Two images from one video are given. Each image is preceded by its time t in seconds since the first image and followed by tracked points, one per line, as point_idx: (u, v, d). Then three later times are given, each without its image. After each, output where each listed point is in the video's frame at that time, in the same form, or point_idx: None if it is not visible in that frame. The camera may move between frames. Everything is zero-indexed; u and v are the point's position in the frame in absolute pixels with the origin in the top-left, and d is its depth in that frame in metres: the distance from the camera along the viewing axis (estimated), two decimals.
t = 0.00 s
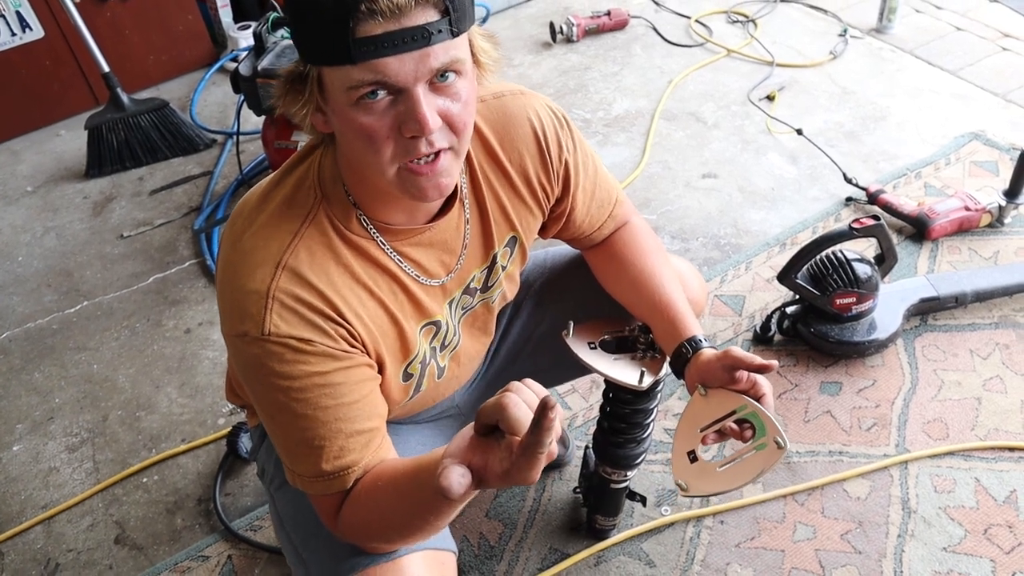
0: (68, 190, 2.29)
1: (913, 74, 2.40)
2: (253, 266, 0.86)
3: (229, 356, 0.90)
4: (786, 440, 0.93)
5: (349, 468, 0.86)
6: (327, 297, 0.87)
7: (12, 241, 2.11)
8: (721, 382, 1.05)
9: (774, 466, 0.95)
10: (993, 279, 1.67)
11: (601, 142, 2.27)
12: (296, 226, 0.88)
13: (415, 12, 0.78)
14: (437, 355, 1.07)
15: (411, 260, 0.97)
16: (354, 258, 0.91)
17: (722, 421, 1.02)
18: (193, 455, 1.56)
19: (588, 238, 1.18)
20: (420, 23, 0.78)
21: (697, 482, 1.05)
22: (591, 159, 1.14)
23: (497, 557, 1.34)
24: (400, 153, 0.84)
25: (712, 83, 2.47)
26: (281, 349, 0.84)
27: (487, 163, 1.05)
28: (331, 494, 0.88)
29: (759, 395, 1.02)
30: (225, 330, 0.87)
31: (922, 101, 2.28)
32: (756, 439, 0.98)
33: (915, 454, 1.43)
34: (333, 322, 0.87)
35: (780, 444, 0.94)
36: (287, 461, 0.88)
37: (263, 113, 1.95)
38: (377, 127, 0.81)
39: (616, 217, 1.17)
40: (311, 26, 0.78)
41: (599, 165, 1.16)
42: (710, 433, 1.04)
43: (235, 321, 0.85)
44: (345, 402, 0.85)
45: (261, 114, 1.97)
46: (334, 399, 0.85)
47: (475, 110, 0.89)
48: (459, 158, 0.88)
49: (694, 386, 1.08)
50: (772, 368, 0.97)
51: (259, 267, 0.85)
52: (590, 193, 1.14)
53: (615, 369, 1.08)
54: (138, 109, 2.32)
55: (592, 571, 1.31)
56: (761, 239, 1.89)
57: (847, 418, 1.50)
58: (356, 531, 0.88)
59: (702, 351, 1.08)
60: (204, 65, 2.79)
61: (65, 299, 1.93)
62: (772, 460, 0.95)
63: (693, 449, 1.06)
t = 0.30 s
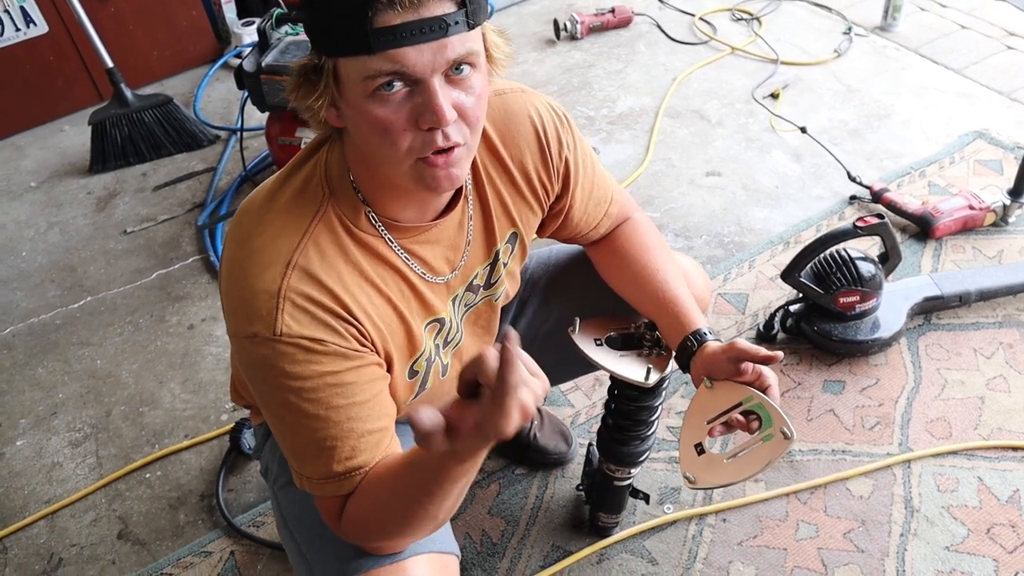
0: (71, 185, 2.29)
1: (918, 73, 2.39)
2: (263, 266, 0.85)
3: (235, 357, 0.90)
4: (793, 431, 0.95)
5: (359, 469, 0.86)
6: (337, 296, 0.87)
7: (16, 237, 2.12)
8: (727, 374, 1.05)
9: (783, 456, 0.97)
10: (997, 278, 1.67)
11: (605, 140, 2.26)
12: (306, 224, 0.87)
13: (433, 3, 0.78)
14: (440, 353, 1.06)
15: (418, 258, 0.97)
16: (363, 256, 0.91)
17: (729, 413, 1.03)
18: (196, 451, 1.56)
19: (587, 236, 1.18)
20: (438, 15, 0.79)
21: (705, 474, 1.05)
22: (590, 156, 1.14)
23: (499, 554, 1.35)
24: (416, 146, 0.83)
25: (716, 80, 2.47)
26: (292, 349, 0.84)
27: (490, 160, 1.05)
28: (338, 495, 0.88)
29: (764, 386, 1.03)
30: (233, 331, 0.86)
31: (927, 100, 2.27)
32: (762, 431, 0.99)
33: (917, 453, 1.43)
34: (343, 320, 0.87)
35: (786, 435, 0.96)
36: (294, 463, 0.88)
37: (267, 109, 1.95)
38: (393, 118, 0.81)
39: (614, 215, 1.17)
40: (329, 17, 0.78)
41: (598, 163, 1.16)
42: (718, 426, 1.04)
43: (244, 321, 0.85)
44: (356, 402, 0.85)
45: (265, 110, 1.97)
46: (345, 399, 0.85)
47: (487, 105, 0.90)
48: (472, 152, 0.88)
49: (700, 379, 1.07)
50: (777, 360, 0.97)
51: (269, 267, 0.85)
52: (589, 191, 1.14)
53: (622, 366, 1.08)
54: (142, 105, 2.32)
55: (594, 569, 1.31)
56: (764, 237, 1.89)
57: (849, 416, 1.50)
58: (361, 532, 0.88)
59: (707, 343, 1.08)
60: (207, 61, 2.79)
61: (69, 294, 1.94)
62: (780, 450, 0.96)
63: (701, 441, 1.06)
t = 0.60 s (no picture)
0: (71, 185, 2.29)
1: (918, 69, 2.39)
2: (273, 275, 0.85)
3: (244, 365, 0.90)
4: (784, 442, 0.93)
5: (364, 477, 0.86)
6: (346, 307, 0.87)
7: (16, 237, 2.12)
8: (724, 382, 1.04)
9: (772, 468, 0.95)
10: (997, 275, 1.67)
11: (605, 137, 2.26)
12: (315, 232, 0.87)
13: (436, 20, 0.78)
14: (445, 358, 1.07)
15: (426, 264, 0.97)
16: (372, 264, 0.91)
17: (722, 421, 1.01)
18: (196, 450, 1.56)
19: (588, 233, 1.18)
20: (442, 31, 0.78)
21: (694, 482, 1.05)
22: (590, 156, 1.14)
23: (500, 552, 1.35)
24: (423, 162, 0.83)
25: (716, 78, 2.47)
26: (303, 360, 0.84)
27: (492, 163, 1.05)
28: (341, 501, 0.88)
29: (760, 396, 1.01)
30: (242, 340, 0.86)
31: (927, 97, 2.27)
32: (754, 441, 0.97)
33: (918, 449, 1.43)
34: (352, 330, 0.87)
35: (777, 447, 0.94)
36: (302, 470, 0.88)
37: (266, 108, 1.95)
38: (400, 136, 0.81)
39: (615, 212, 1.17)
40: (332, 37, 0.78)
41: (598, 161, 1.16)
42: (709, 434, 1.02)
43: (254, 332, 0.85)
44: (365, 412, 0.86)
45: (264, 109, 1.97)
46: (354, 410, 0.85)
47: (494, 114, 0.89)
48: (480, 165, 0.89)
49: (696, 386, 1.07)
50: (773, 369, 0.96)
51: (280, 276, 0.85)
52: (588, 189, 1.13)
53: (620, 367, 1.08)
54: (142, 105, 2.32)
55: (594, 566, 1.31)
56: (764, 234, 1.89)
57: (850, 413, 1.50)
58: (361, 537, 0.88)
59: (705, 351, 1.08)
60: (207, 61, 2.79)
61: (69, 294, 1.94)
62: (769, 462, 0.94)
63: (693, 448, 1.05)
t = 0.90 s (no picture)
0: (71, 185, 2.29)
1: (918, 67, 2.39)
2: (270, 278, 0.85)
3: (241, 367, 0.90)
4: (790, 446, 0.95)
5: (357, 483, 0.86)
6: (343, 311, 0.87)
7: (16, 237, 2.12)
8: (730, 385, 1.05)
9: (778, 471, 0.98)
10: (997, 272, 1.67)
11: (604, 136, 2.27)
12: (314, 236, 0.87)
13: (449, 23, 0.78)
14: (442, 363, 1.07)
15: (426, 270, 0.97)
16: (370, 268, 0.91)
17: (729, 425, 1.03)
18: (197, 449, 1.57)
19: (596, 238, 1.18)
20: (455, 34, 0.78)
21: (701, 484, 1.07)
22: (597, 162, 1.13)
23: (500, 550, 1.35)
24: (436, 167, 0.83)
25: (716, 76, 2.46)
26: (299, 364, 0.84)
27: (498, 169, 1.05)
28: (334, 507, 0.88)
29: (767, 399, 1.03)
30: (240, 342, 0.87)
31: (927, 94, 2.27)
32: (761, 444, 1.00)
33: (918, 447, 1.43)
34: (349, 336, 0.87)
35: (783, 451, 0.96)
36: (296, 473, 0.88)
37: (266, 108, 1.95)
38: (413, 142, 0.81)
39: (622, 216, 1.17)
40: (344, 44, 0.77)
41: (605, 167, 1.16)
42: (716, 437, 1.05)
43: (252, 334, 0.85)
44: (360, 418, 0.86)
45: (265, 109, 1.97)
46: (349, 415, 0.85)
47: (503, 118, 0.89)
48: (494, 168, 0.89)
49: (703, 389, 1.07)
50: (780, 373, 0.98)
51: (277, 279, 0.85)
52: (596, 196, 1.13)
53: (625, 367, 1.08)
54: (142, 105, 2.32)
55: (595, 564, 1.31)
56: (764, 232, 1.89)
57: (850, 411, 1.50)
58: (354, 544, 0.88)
59: (712, 353, 1.07)
60: (206, 61, 2.79)
61: (69, 294, 1.94)
62: (775, 465, 0.97)
63: (699, 451, 1.07)
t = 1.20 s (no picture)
0: (71, 182, 2.29)
1: (918, 67, 2.39)
2: (271, 281, 0.85)
3: (241, 368, 0.90)
4: (799, 446, 0.95)
5: (355, 489, 0.86)
6: (345, 314, 0.87)
7: (16, 233, 2.12)
8: (736, 384, 1.05)
9: (786, 471, 0.98)
10: (997, 272, 1.67)
11: (604, 135, 2.26)
12: (315, 240, 0.87)
13: (451, 21, 0.78)
14: (441, 366, 1.07)
15: (428, 274, 0.97)
16: (372, 272, 0.91)
17: (736, 425, 1.03)
18: (196, 446, 1.57)
19: (601, 240, 1.18)
20: (457, 31, 0.78)
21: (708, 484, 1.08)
22: (604, 167, 1.13)
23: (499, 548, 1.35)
24: (438, 166, 0.83)
25: (716, 75, 2.46)
26: (299, 368, 0.84)
27: (505, 172, 1.05)
28: (332, 511, 0.88)
29: (775, 399, 1.02)
30: (241, 344, 0.87)
31: (927, 94, 2.27)
32: (769, 444, 1.00)
33: (917, 447, 1.43)
34: (350, 340, 0.87)
35: (792, 450, 0.96)
36: (294, 476, 0.88)
37: (267, 105, 1.95)
38: (415, 141, 0.81)
39: (627, 219, 1.17)
40: (345, 42, 0.77)
41: (612, 171, 1.16)
42: (724, 436, 1.05)
43: (252, 336, 0.85)
44: (359, 423, 0.86)
45: (265, 106, 1.97)
46: (348, 420, 0.85)
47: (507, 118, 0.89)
48: (496, 167, 0.89)
49: (710, 388, 1.08)
50: (788, 374, 0.97)
51: (277, 282, 0.85)
52: (604, 201, 1.13)
53: (628, 364, 1.08)
54: (142, 102, 2.32)
55: (593, 562, 1.31)
56: (764, 231, 1.89)
57: (849, 410, 1.50)
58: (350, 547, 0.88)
59: (719, 353, 1.08)
60: (207, 58, 2.79)
61: (69, 290, 1.94)
62: (784, 466, 0.97)
63: (706, 450, 1.08)
